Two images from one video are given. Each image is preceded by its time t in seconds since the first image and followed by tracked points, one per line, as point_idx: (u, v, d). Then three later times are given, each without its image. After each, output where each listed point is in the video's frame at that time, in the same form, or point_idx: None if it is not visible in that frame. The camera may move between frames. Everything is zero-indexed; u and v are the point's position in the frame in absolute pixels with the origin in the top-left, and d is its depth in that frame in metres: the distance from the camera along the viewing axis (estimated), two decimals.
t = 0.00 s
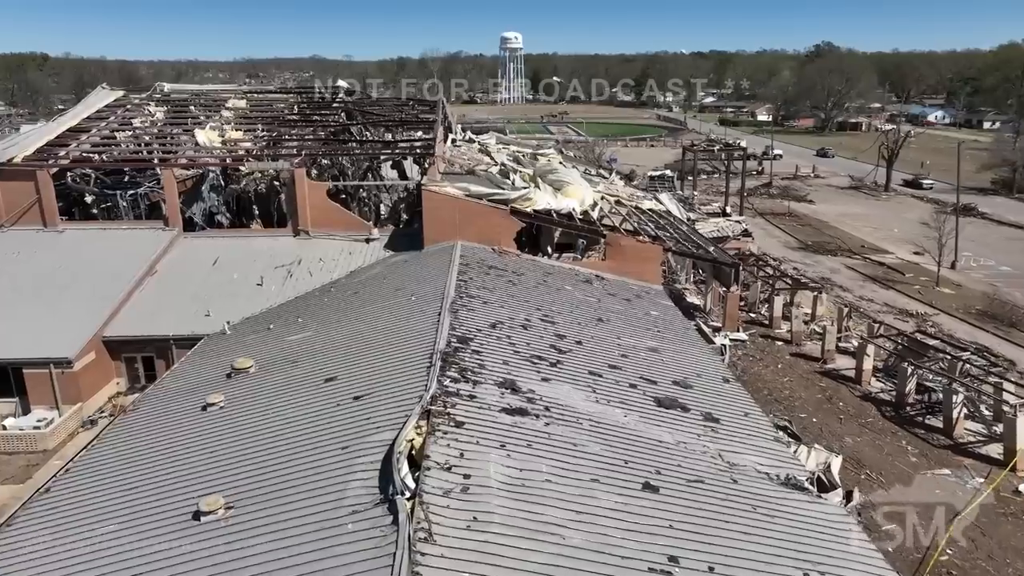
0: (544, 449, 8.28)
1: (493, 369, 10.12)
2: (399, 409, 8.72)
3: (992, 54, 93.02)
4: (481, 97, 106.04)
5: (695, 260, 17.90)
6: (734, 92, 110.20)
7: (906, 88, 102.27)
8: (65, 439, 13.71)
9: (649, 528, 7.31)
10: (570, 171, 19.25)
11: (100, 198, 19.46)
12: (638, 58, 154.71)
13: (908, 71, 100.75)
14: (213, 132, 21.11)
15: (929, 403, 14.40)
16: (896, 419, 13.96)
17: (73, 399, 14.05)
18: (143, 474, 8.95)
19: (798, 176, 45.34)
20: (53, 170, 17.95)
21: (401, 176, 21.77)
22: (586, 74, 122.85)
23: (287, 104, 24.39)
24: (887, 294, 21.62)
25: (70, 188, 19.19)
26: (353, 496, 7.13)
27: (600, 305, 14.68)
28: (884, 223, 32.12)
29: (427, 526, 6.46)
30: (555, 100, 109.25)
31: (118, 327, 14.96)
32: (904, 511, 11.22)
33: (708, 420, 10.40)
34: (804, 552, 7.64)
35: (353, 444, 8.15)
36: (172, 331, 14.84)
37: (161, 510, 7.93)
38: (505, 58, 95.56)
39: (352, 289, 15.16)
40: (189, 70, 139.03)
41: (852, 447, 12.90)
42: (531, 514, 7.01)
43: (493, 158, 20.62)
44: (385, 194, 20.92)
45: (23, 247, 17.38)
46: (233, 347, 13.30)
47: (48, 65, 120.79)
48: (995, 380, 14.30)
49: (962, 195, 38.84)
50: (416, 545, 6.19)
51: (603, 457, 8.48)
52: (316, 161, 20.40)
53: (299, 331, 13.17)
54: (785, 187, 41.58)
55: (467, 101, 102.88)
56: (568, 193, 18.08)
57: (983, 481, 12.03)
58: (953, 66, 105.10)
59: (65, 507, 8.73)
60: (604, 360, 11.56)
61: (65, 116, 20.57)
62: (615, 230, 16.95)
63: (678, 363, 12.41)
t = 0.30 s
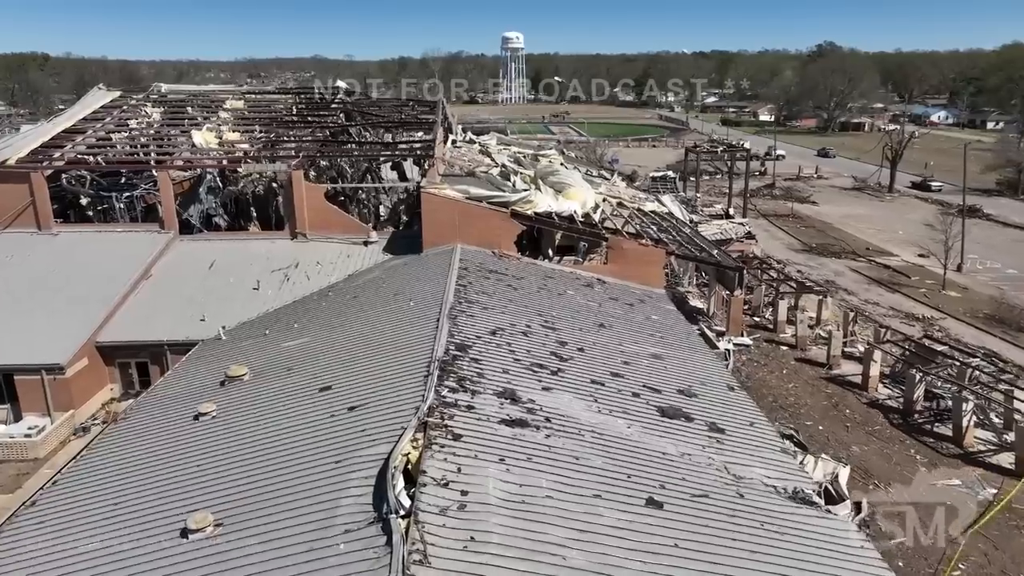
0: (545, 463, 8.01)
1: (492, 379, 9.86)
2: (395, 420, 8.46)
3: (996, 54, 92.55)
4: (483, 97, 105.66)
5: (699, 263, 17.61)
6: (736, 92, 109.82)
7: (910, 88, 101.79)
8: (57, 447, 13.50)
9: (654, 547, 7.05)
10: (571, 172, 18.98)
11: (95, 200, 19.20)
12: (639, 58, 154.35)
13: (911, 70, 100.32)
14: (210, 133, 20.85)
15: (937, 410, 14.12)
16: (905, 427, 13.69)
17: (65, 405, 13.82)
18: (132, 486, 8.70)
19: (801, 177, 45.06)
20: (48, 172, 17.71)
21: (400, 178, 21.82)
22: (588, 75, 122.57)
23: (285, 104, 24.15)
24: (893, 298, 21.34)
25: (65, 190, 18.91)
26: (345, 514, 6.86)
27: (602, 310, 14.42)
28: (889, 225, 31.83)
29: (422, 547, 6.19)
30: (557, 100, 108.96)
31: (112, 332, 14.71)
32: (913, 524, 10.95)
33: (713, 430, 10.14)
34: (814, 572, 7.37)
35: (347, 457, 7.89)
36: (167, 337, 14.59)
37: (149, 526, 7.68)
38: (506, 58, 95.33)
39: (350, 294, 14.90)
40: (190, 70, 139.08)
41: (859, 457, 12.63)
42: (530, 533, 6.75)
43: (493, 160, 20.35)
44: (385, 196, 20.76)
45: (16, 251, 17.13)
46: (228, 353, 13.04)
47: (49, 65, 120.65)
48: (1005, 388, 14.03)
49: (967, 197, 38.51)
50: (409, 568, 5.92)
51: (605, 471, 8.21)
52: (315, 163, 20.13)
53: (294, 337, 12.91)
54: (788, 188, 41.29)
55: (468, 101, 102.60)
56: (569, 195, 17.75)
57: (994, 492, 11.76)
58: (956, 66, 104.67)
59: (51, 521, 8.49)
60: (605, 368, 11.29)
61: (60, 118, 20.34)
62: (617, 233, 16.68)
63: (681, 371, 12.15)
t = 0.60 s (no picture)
0: (546, 478, 7.75)
1: (492, 389, 9.59)
2: (391, 434, 8.19)
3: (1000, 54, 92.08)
4: (485, 97, 105.42)
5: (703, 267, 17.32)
6: (738, 92, 109.48)
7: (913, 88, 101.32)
8: (48, 455, 13.30)
9: (658, 568, 6.79)
10: (573, 174, 18.69)
11: (91, 202, 18.96)
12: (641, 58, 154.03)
13: (914, 70, 99.94)
14: (207, 135, 20.59)
15: (946, 419, 13.85)
16: (913, 436, 13.41)
17: (57, 412, 13.58)
18: (120, 501, 8.45)
19: (805, 178, 44.77)
20: (42, 174, 17.45)
21: (400, 180, 21.60)
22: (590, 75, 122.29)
23: (284, 105, 23.91)
24: (899, 302, 21.05)
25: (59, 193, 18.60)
26: (337, 536, 6.60)
27: (605, 315, 14.16)
28: (894, 227, 31.53)
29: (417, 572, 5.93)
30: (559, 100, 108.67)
31: (106, 338, 14.47)
32: (923, 538, 10.69)
33: (719, 441, 9.88)
34: None
35: (340, 473, 7.62)
36: (161, 343, 14.33)
37: (136, 545, 7.44)
38: (508, 58, 95.09)
39: (347, 299, 14.64)
40: (192, 70, 139.06)
41: (867, 467, 12.37)
42: (531, 554, 6.48)
43: (494, 161, 20.09)
44: (385, 198, 20.46)
45: (10, 254, 16.90)
46: (223, 360, 12.78)
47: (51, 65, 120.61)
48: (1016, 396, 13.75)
49: (973, 198, 38.17)
50: None
51: (608, 486, 7.95)
52: (314, 165, 19.86)
53: (290, 344, 12.65)
54: (791, 190, 41.00)
55: (470, 101, 102.35)
56: (570, 198, 17.46)
57: (1006, 504, 11.49)
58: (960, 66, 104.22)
59: (37, 538, 8.24)
60: (608, 376, 11.03)
61: (55, 119, 20.07)
62: (620, 237, 16.41)
63: (686, 379, 11.88)
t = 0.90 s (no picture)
0: (546, 495, 7.49)
1: (492, 399, 9.33)
2: (387, 447, 7.93)
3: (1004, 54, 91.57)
4: (487, 97, 105.14)
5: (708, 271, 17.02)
6: (741, 92, 109.10)
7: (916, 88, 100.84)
8: (39, 464, 13.11)
9: None
10: (575, 176, 18.37)
11: (87, 205, 18.72)
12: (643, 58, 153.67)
13: (918, 71, 99.53)
14: (205, 136, 20.34)
15: (956, 427, 13.59)
16: (922, 445, 13.15)
17: (50, 419, 13.36)
18: (108, 518, 8.21)
19: (808, 180, 44.45)
20: (37, 176, 17.22)
21: (401, 181, 21.31)
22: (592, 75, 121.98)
23: (283, 107, 23.67)
24: (906, 306, 20.76)
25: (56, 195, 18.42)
26: (329, 558, 6.36)
27: (607, 321, 13.90)
28: (899, 229, 31.23)
29: None
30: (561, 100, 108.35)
31: (100, 344, 14.23)
32: (934, 552, 10.43)
33: (725, 453, 9.62)
34: None
35: (334, 490, 7.37)
36: (156, 349, 14.09)
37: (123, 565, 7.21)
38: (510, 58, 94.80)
39: (345, 304, 14.39)
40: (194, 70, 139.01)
41: (876, 478, 12.10)
42: None
43: (495, 163, 19.82)
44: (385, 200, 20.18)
45: (5, 257, 16.67)
46: (218, 367, 12.53)
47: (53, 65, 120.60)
48: None
49: (978, 200, 37.83)
50: None
51: (611, 502, 7.69)
52: (313, 166, 19.60)
53: (287, 350, 12.40)
54: (795, 191, 40.70)
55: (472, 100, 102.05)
56: (572, 200, 17.09)
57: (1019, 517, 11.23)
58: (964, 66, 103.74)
59: (24, 557, 8.02)
60: (611, 386, 10.76)
61: (52, 121, 19.84)
62: (623, 241, 16.13)
63: (690, 388, 11.61)
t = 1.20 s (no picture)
0: (548, 513, 7.22)
1: (492, 411, 9.06)
2: (382, 463, 7.67)
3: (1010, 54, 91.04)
4: (489, 97, 104.92)
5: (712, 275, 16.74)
6: (744, 92, 108.72)
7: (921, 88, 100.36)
8: (31, 473, 12.88)
9: None
10: (577, 179, 18.14)
11: (84, 207, 18.51)
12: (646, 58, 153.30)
13: (922, 71, 99.07)
14: (203, 138, 20.11)
15: (967, 436, 13.31)
16: (932, 455, 12.87)
17: (43, 428, 13.14)
18: (96, 534, 7.97)
19: (813, 181, 44.12)
20: (32, 179, 17.02)
21: (402, 182, 21.03)
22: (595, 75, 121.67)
23: (283, 108, 23.44)
24: (913, 310, 20.45)
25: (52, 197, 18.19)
26: None
27: (610, 327, 13.65)
28: (905, 231, 30.92)
29: None
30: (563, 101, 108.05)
31: (94, 350, 13.99)
32: (946, 567, 10.16)
33: (732, 466, 9.35)
34: None
35: (327, 508, 7.11)
36: (151, 355, 13.85)
37: None
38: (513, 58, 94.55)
39: (344, 309, 14.14)
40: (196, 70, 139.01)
41: (885, 490, 11.82)
42: None
43: (496, 165, 19.56)
44: (385, 202, 19.94)
45: None
46: (214, 374, 12.28)
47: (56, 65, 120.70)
48: None
49: (985, 202, 37.48)
50: None
51: (614, 520, 7.43)
52: (312, 168, 19.37)
53: (284, 358, 12.14)
54: (800, 192, 40.37)
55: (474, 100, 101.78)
56: (574, 203, 16.88)
57: None
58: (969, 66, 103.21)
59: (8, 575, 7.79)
60: (614, 395, 10.49)
61: (48, 122, 19.62)
62: (626, 244, 15.88)
63: (695, 397, 11.34)
